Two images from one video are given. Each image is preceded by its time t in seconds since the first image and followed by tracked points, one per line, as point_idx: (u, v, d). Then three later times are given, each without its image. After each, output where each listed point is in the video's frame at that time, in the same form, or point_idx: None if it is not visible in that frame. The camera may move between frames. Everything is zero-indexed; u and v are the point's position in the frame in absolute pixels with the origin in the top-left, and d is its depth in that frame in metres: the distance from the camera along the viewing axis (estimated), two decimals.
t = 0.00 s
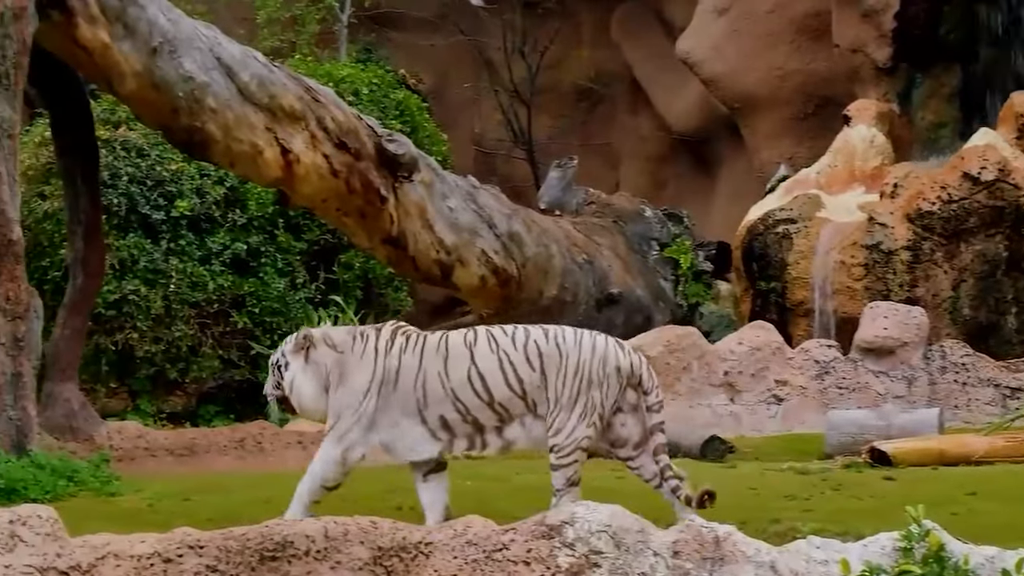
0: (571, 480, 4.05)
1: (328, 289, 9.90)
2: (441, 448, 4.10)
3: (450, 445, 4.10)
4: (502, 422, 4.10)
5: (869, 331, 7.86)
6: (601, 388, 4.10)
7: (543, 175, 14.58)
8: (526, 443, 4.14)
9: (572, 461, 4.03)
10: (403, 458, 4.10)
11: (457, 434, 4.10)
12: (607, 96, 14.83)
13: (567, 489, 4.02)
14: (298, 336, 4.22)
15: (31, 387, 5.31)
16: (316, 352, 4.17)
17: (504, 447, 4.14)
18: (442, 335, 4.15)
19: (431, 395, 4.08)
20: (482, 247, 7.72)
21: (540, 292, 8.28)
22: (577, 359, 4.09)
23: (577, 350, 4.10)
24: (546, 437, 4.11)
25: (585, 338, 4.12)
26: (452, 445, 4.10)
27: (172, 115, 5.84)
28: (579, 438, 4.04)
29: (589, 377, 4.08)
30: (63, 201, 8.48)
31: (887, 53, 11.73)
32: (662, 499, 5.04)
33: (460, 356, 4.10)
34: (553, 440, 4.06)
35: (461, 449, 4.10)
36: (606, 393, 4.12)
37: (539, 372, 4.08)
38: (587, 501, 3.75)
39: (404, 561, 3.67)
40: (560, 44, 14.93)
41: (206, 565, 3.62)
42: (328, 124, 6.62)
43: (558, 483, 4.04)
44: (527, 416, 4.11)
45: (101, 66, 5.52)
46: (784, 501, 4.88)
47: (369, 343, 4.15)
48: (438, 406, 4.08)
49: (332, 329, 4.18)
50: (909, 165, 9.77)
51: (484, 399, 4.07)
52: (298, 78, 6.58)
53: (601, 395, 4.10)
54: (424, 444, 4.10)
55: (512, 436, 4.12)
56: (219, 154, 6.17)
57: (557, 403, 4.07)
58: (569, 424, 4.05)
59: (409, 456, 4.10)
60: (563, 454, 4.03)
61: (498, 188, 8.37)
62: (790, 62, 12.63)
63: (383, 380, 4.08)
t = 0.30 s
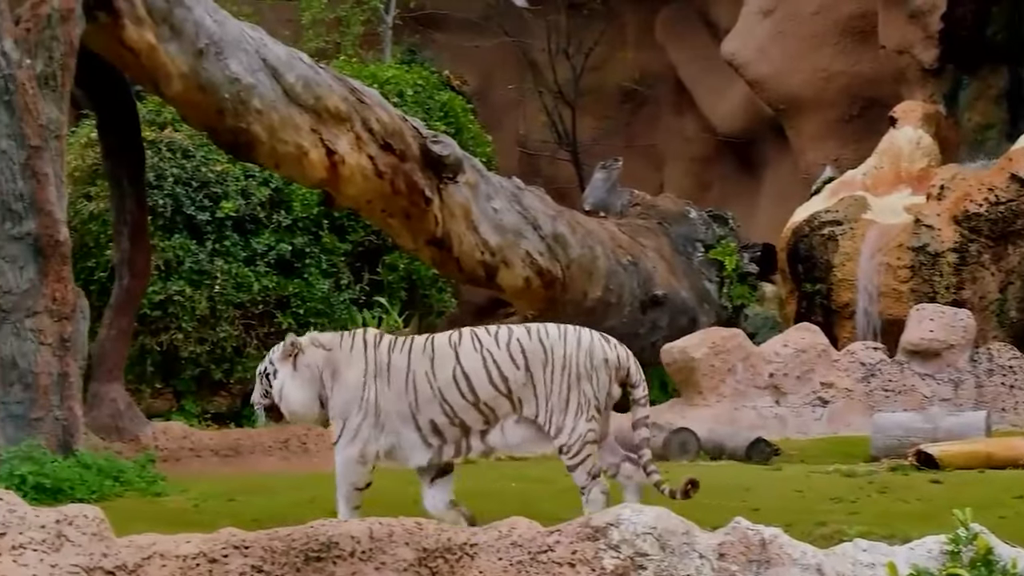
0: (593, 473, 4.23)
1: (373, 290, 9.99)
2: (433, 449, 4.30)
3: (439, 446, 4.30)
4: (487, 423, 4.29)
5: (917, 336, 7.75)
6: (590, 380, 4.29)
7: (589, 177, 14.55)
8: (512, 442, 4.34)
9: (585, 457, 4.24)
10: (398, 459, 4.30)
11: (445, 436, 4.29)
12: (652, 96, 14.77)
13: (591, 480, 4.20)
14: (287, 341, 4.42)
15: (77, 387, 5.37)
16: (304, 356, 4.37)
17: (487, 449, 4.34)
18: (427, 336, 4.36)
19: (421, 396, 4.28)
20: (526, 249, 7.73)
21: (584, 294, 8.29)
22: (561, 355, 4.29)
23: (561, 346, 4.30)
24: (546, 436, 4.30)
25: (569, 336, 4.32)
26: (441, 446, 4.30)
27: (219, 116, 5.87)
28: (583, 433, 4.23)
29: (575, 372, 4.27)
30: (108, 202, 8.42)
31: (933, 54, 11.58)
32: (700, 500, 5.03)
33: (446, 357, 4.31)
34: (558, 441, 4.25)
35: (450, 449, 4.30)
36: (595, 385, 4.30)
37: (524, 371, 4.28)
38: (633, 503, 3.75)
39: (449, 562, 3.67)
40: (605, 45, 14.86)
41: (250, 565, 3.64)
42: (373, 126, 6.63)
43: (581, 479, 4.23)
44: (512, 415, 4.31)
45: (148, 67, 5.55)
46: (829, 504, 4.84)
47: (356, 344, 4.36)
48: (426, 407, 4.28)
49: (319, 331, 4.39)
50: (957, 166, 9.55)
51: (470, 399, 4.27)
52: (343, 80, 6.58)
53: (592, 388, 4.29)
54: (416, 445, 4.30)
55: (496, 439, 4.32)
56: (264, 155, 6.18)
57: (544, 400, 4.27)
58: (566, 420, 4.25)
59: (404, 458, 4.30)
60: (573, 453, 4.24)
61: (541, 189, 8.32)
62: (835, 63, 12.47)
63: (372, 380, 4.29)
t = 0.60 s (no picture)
0: (625, 474, 4.39)
1: (430, 290, 9.97)
2: (445, 446, 4.44)
3: (450, 443, 4.44)
4: (496, 420, 4.45)
5: (977, 336, 7.65)
6: (602, 387, 4.40)
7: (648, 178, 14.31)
8: (519, 439, 4.49)
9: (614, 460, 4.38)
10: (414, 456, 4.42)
11: (456, 433, 4.43)
12: (710, 97, 14.37)
13: (626, 482, 4.36)
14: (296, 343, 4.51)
15: (139, 387, 5.39)
16: (315, 354, 4.47)
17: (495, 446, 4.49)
18: (435, 336, 4.50)
19: (433, 395, 4.43)
20: (584, 250, 7.69)
21: (643, 295, 8.22)
22: (571, 360, 4.41)
23: (569, 351, 4.42)
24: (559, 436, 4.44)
25: (576, 341, 4.44)
26: (452, 442, 4.44)
27: (277, 117, 5.92)
28: (602, 440, 4.37)
29: (586, 376, 4.39)
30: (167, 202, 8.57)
31: (995, 55, 10.98)
32: (767, 500, 5.04)
33: (454, 356, 4.46)
34: (581, 448, 4.39)
35: (460, 446, 4.44)
36: (607, 392, 4.41)
37: (533, 373, 4.42)
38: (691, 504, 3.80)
39: (508, 563, 3.74)
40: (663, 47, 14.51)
41: (311, 566, 3.70)
42: (431, 126, 6.63)
43: (614, 481, 4.37)
44: (522, 414, 4.46)
45: (207, 67, 5.59)
46: (891, 506, 4.85)
47: (365, 341, 4.49)
48: (437, 404, 4.42)
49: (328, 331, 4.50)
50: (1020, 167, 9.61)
51: (480, 397, 4.41)
52: (402, 81, 6.59)
53: (604, 395, 4.40)
54: (430, 441, 4.43)
55: (505, 435, 4.47)
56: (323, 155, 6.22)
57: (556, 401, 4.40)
58: (581, 428, 4.38)
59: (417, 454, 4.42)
60: (595, 458, 4.38)
61: (599, 189, 8.26)
62: (895, 63, 12.13)
63: (382, 375, 4.43)
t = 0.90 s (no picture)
0: (621, 465, 4.35)
1: (487, 290, 10.02)
2: (452, 450, 4.44)
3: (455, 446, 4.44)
4: (498, 421, 4.47)
5: None
6: (592, 381, 4.39)
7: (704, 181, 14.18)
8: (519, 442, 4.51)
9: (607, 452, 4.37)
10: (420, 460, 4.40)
11: (462, 436, 4.44)
12: (769, 98, 14.05)
13: (624, 473, 4.32)
14: (301, 346, 4.47)
15: (197, 386, 5.38)
16: (320, 360, 4.42)
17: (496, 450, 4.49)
18: (438, 342, 4.51)
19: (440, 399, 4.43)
20: (641, 250, 7.62)
21: (700, 296, 8.13)
22: (563, 357, 4.43)
23: (561, 348, 4.44)
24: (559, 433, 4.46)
25: (566, 336, 4.46)
26: (458, 446, 4.45)
27: (335, 117, 5.91)
28: (595, 433, 4.36)
29: (578, 373, 4.40)
30: (224, 203, 9.06)
31: None
32: (823, 501, 5.04)
33: (457, 359, 4.47)
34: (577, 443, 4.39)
35: (465, 450, 4.45)
36: (598, 385, 4.40)
37: (530, 373, 4.45)
38: (751, 505, 3.73)
39: (566, 563, 3.79)
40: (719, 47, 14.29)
41: (368, 566, 3.81)
42: (488, 126, 6.63)
43: (612, 469, 4.34)
44: (523, 413, 4.48)
45: (265, 68, 5.61)
46: (950, 506, 4.85)
47: (372, 348, 4.47)
48: (444, 408, 4.43)
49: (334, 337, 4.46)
50: None
51: (483, 399, 4.43)
52: (460, 81, 6.58)
53: (595, 389, 4.40)
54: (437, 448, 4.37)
55: (508, 436, 4.49)
56: (381, 156, 6.22)
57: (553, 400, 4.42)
58: (578, 422, 4.39)
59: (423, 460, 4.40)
60: (596, 451, 4.36)
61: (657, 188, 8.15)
62: (955, 62, 11.89)
63: (390, 381, 4.39)
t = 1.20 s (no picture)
0: (580, 469, 4.26)
1: (550, 290, 10.00)
2: (457, 443, 4.49)
3: (464, 439, 4.48)
4: (502, 418, 4.47)
5: None
6: (586, 383, 4.35)
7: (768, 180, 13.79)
8: (528, 436, 4.52)
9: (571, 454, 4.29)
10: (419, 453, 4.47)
11: (470, 429, 4.47)
12: (831, 97, 13.60)
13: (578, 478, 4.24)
14: (312, 339, 4.59)
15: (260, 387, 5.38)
16: (329, 356, 4.55)
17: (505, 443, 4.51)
18: (445, 336, 4.53)
19: (441, 393, 4.46)
20: (704, 250, 7.54)
21: (763, 295, 8.05)
22: (561, 355, 4.39)
23: (562, 346, 4.40)
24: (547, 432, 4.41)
25: (570, 334, 4.42)
26: (465, 439, 4.48)
27: (398, 118, 5.91)
28: (568, 434, 4.30)
29: (573, 373, 4.35)
30: (287, 205, 9.19)
31: None
32: (880, 501, 5.02)
33: (463, 354, 4.48)
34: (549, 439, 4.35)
35: (472, 442, 4.48)
36: (591, 388, 4.35)
37: (531, 369, 4.41)
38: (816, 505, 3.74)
39: (630, 563, 3.79)
40: (782, 45, 13.86)
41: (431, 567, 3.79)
42: (551, 127, 6.60)
43: (568, 473, 4.26)
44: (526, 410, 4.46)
45: (330, 69, 5.61)
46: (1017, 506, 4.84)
47: (379, 344, 4.54)
48: (449, 402, 4.46)
49: (341, 333, 4.56)
50: None
51: (486, 396, 4.44)
52: (523, 81, 6.55)
53: (588, 390, 4.35)
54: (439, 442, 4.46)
55: (513, 433, 4.50)
56: (444, 156, 6.21)
57: (548, 399, 4.37)
58: (559, 421, 4.34)
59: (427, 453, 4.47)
60: (559, 449, 4.31)
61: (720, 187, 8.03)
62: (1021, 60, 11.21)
63: (392, 378, 4.47)
